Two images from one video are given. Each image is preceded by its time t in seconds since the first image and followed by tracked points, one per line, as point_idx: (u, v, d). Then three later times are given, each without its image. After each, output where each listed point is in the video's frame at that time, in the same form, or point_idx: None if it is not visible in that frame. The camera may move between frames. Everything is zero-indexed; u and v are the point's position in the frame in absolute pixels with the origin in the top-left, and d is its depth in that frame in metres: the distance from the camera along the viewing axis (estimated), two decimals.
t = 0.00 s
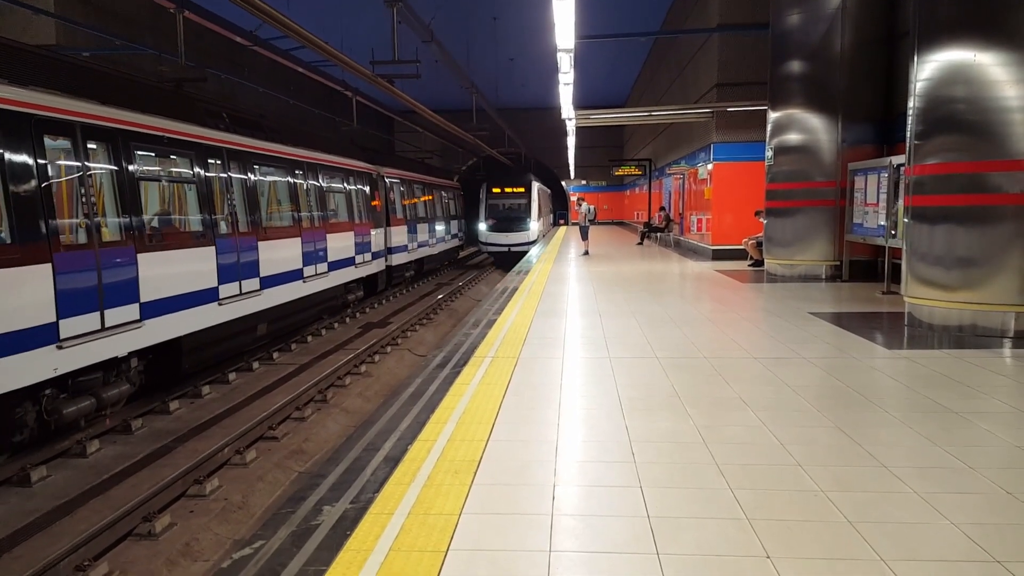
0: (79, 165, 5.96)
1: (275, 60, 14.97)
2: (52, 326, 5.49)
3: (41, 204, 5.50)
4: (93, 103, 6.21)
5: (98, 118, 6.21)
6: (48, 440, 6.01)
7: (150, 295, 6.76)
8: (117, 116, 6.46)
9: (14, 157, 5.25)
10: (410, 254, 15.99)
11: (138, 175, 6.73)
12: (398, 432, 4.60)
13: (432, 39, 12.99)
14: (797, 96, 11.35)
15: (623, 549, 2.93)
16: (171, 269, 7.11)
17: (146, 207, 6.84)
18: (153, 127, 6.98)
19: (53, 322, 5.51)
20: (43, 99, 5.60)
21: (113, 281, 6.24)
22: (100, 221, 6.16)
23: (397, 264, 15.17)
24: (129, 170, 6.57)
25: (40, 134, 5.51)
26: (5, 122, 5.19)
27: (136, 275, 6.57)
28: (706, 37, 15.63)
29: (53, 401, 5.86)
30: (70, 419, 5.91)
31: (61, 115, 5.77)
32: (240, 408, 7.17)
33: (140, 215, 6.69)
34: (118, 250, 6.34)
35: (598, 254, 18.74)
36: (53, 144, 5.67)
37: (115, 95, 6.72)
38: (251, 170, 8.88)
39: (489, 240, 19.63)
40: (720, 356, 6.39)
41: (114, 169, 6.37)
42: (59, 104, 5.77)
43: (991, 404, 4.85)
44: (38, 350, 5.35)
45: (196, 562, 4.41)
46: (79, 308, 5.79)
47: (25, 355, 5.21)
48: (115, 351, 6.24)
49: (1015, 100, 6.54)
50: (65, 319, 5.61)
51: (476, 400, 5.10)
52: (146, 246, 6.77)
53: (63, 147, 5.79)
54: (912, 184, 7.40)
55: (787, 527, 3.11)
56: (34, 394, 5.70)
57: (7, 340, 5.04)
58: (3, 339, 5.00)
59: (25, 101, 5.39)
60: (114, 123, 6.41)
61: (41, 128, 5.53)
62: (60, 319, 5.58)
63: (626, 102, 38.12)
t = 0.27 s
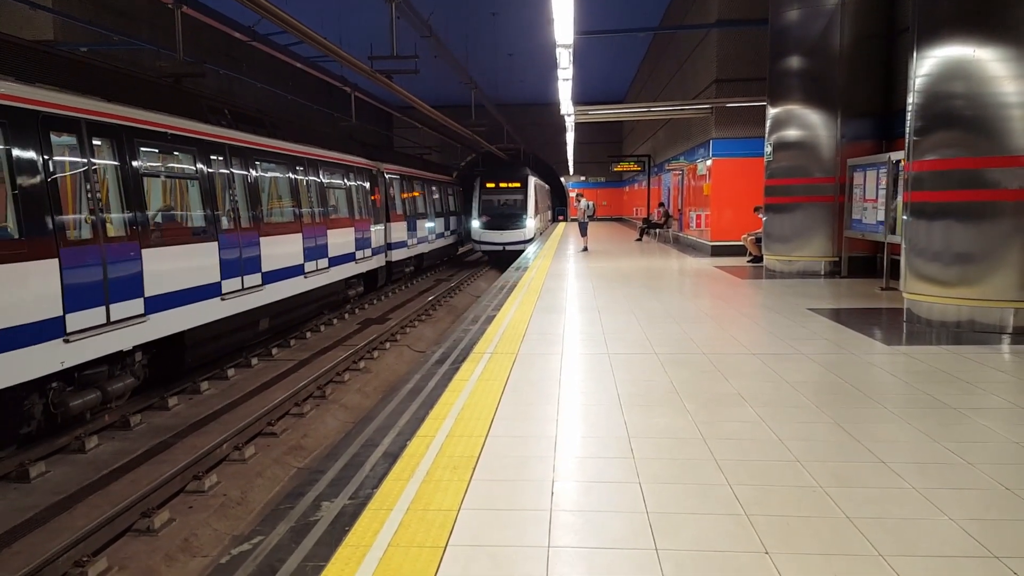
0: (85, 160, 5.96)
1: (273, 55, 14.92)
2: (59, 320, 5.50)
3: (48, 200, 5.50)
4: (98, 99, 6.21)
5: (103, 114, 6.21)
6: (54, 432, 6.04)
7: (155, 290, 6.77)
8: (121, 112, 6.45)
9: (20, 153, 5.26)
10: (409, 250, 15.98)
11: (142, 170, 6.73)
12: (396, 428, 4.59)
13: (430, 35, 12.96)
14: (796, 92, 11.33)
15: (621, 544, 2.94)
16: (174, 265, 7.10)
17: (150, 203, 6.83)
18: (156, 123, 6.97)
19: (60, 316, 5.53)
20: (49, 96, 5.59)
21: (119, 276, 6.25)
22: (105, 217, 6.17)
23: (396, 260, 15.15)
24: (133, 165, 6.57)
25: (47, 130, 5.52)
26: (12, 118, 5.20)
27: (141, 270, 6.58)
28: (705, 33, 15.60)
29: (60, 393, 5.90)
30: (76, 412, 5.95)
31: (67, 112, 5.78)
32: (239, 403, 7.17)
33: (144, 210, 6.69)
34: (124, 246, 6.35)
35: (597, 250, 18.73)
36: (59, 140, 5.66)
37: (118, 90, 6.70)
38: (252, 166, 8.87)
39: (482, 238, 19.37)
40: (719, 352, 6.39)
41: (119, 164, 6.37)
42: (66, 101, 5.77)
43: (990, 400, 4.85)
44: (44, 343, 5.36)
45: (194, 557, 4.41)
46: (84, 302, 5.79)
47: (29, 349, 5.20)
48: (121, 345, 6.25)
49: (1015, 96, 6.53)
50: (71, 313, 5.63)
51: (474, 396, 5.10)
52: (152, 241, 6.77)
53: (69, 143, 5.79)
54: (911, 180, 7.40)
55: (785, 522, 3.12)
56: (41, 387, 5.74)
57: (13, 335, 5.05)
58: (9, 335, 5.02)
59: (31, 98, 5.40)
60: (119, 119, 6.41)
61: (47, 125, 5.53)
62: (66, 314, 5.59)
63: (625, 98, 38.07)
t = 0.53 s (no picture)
0: (85, 159, 5.95)
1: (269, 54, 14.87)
2: (59, 318, 5.49)
3: (48, 198, 5.50)
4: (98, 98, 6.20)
5: (102, 113, 6.20)
6: (52, 429, 6.05)
7: (153, 288, 6.76)
8: (120, 111, 6.44)
9: (20, 151, 5.26)
10: (405, 249, 15.98)
11: (141, 169, 6.72)
12: (391, 427, 4.58)
13: (426, 34, 12.94)
14: (792, 92, 11.36)
15: (616, 544, 2.94)
16: (172, 263, 7.09)
17: (148, 201, 6.82)
18: (156, 122, 6.96)
19: (60, 314, 5.52)
20: (50, 94, 5.59)
21: (118, 274, 6.25)
22: (104, 215, 6.16)
23: (392, 259, 15.13)
24: (133, 164, 6.56)
25: (48, 129, 5.52)
26: (12, 117, 5.20)
27: (140, 268, 6.57)
28: (700, 33, 15.62)
29: (60, 390, 5.91)
30: (76, 409, 5.97)
31: (67, 111, 5.77)
32: (234, 403, 7.16)
33: (143, 209, 6.67)
34: (123, 244, 6.34)
35: (593, 249, 18.75)
36: (59, 139, 5.66)
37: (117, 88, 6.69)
38: (250, 165, 8.86)
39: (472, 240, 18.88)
40: (714, 352, 6.40)
41: (118, 163, 6.36)
42: (66, 100, 5.77)
43: (984, 400, 4.88)
44: (43, 341, 5.35)
45: (189, 557, 4.40)
46: (84, 300, 5.78)
47: (28, 346, 5.19)
48: (120, 343, 6.24)
49: (1010, 97, 6.55)
50: (71, 311, 5.62)
51: (469, 396, 5.09)
52: (151, 240, 6.76)
53: (69, 142, 5.78)
54: (905, 180, 7.43)
55: (780, 521, 3.12)
56: (41, 384, 5.74)
57: (13, 334, 5.04)
58: (8, 333, 5.01)
59: (32, 97, 5.40)
60: (118, 118, 6.40)
61: (48, 124, 5.53)
62: (66, 312, 5.58)
63: (621, 98, 38.10)
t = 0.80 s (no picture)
0: (86, 156, 5.95)
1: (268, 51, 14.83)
2: (60, 315, 5.49)
3: (50, 194, 5.49)
4: (99, 95, 6.18)
5: (103, 110, 6.19)
6: (53, 425, 6.06)
7: (154, 285, 6.75)
8: (121, 108, 6.43)
9: (21, 147, 5.25)
10: (405, 246, 15.95)
11: (142, 166, 6.70)
12: (390, 425, 4.57)
13: (425, 31, 12.92)
14: (791, 90, 11.35)
15: (615, 541, 2.94)
16: (172, 260, 7.07)
17: (149, 198, 6.81)
18: (156, 119, 6.95)
19: (61, 310, 5.51)
20: (52, 92, 5.59)
21: (120, 271, 6.24)
22: (105, 212, 6.15)
23: (392, 256, 15.12)
24: (133, 160, 6.54)
25: (49, 127, 5.52)
26: (13, 113, 5.19)
27: (140, 265, 6.56)
28: (700, 31, 15.61)
29: (61, 386, 5.92)
30: (76, 406, 5.97)
31: (69, 109, 5.77)
32: (232, 400, 7.15)
33: (144, 205, 6.66)
34: (124, 241, 6.33)
35: (592, 247, 18.75)
36: (60, 136, 5.66)
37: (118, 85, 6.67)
38: (250, 163, 8.84)
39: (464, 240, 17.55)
40: (713, 350, 6.39)
41: (119, 159, 6.35)
42: (68, 97, 5.77)
43: (982, 398, 4.88)
44: (44, 339, 5.34)
45: (187, 554, 4.40)
46: (85, 296, 5.78)
47: (28, 344, 5.18)
48: (121, 340, 6.23)
49: (1010, 95, 6.55)
50: (73, 307, 5.62)
51: (467, 394, 5.09)
52: (151, 237, 6.75)
53: (70, 139, 5.78)
54: (905, 178, 7.42)
55: (778, 519, 3.13)
56: (42, 380, 5.74)
57: (14, 330, 5.04)
58: (9, 330, 5.00)
59: (33, 94, 5.39)
60: (118, 115, 6.38)
61: (49, 121, 5.53)
62: (67, 309, 5.57)
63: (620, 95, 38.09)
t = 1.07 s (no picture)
0: (85, 152, 5.94)
1: (267, 46, 14.77)
2: (60, 311, 5.49)
3: (49, 190, 5.48)
4: (99, 91, 6.17)
5: (103, 106, 6.18)
6: (54, 421, 6.06)
7: (154, 281, 6.74)
8: (121, 104, 6.42)
9: (22, 143, 5.25)
10: (405, 243, 15.95)
11: (141, 162, 6.69)
12: (391, 421, 4.55)
13: (425, 27, 12.88)
14: (792, 86, 11.32)
15: (615, 538, 2.94)
16: (172, 257, 7.07)
17: (148, 194, 6.79)
18: (156, 115, 6.94)
19: (61, 307, 5.51)
20: (52, 88, 5.58)
21: (119, 266, 6.24)
22: (105, 207, 6.14)
23: (392, 253, 15.11)
24: (133, 156, 6.54)
25: (49, 123, 5.51)
26: (13, 109, 5.18)
27: (140, 261, 6.55)
28: (700, 26, 15.57)
29: (61, 383, 5.93)
30: (77, 402, 5.97)
31: (68, 105, 5.76)
32: (232, 396, 7.15)
33: (143, 201, 6.65)
34: (123, 237, 6.32)
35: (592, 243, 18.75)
36: (59, 132, 5.64)
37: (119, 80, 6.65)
38: (250, 159, 8.83)
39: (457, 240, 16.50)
40: (714, 346, 6.38)
41: (119, 155, 6.34)
42: (68, 94, 5.76)
43: (983, 394, 4.88)
44: (45, 335, 5.33)
45: (188, 550, 4.40)
46: (86, 293, 5.78)
47: (28, 341, 5.17)
48: (121, 336, 6.23)
49: (1011, 90, 6.53)
50: (73, 303, 5.62)
51: (468, 390, 5.09)
52: (150, 233, 6.74)
53: (70, 135, 5.77)
54: (905, 174, 7.41)
55: (778, 515, 3.13)
56: (43, 376, 5.75)
57: (15, 327, 5.04)
58: (10, 326, 5.00)
59: (32, 90, 5.38)
60: (118, 111, 6.37)
61: (49, 117, 5.53)
62: (67, 305, 5.57)
63: (621, 91, 38.02)
